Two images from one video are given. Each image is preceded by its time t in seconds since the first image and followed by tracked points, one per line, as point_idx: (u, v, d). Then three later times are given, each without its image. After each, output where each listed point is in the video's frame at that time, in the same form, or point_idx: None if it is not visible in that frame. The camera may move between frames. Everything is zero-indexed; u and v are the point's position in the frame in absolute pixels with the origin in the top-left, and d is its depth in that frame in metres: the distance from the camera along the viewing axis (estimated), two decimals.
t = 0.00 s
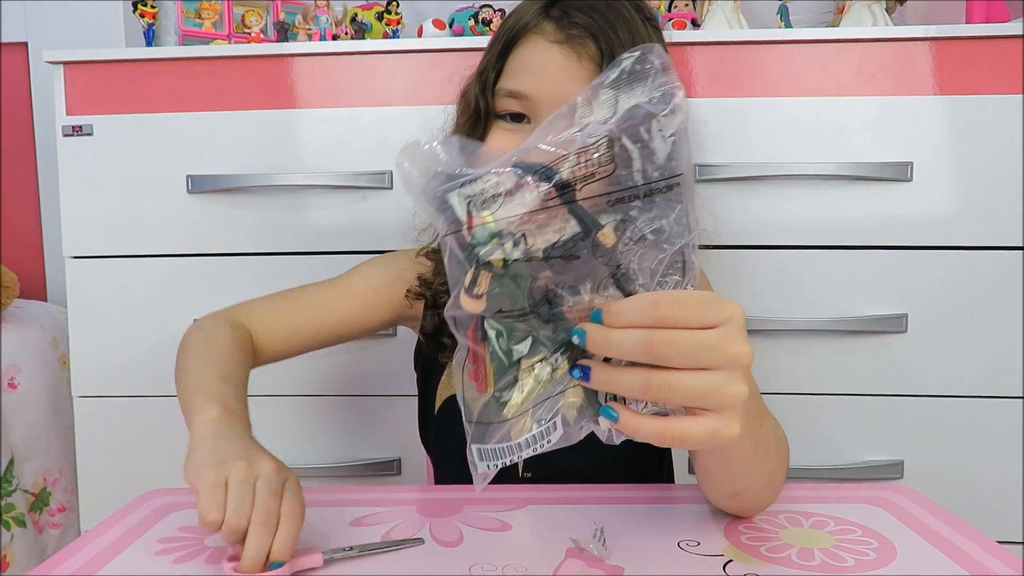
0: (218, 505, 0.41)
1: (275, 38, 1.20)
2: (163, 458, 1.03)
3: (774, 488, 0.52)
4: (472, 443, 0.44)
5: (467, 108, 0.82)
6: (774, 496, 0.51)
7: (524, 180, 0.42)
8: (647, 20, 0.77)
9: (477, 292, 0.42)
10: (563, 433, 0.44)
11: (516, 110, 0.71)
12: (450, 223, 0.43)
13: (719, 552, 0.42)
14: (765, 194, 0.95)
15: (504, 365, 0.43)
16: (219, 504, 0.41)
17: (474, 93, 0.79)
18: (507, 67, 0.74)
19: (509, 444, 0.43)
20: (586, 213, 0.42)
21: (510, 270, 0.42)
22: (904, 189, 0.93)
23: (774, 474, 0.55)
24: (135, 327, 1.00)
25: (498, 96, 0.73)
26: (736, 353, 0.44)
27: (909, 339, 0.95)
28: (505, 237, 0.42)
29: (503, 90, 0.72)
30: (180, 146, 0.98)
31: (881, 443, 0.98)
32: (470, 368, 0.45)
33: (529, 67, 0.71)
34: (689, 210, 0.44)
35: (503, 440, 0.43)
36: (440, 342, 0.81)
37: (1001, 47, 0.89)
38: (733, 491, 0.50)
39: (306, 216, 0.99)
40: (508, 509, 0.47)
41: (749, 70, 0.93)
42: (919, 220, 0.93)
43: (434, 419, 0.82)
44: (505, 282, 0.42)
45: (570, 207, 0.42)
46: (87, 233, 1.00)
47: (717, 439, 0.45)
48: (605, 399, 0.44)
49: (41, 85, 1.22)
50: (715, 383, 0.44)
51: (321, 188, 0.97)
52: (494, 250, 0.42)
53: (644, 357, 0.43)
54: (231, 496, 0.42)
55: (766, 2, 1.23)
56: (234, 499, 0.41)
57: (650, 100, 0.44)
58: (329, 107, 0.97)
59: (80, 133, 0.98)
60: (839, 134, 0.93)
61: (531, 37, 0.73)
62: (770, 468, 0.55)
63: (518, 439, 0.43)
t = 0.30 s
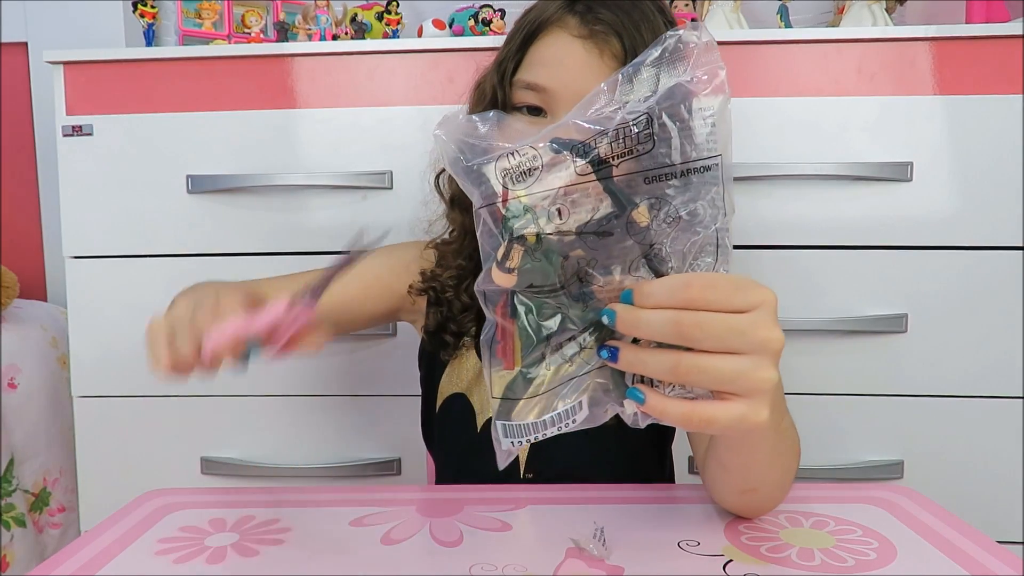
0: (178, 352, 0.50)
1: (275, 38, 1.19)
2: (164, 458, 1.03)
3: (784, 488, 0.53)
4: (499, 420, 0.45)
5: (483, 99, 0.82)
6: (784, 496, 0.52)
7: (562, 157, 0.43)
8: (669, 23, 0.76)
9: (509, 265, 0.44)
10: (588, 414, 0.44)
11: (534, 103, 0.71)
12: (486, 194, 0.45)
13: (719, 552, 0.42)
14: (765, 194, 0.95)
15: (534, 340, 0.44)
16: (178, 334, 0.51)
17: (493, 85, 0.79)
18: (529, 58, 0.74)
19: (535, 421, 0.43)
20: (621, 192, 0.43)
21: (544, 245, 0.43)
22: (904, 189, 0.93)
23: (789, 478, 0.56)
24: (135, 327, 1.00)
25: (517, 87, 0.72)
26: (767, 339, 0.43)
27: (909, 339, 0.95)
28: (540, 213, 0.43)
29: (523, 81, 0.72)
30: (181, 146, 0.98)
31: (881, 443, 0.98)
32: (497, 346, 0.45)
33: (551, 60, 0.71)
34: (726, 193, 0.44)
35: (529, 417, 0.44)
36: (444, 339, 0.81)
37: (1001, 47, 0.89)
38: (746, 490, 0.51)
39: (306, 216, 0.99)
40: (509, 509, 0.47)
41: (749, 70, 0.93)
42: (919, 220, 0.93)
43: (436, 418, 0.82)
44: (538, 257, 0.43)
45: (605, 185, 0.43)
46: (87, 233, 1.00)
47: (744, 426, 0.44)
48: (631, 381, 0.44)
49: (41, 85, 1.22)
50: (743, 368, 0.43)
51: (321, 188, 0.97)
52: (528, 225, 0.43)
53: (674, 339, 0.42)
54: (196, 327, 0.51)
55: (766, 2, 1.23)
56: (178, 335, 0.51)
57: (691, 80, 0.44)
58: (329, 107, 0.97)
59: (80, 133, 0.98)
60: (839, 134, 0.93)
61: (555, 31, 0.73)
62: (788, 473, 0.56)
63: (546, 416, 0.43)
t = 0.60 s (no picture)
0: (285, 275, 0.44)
1: (275, 38, 1.19)
2: (164, 458, 1.03)
3: (783, 483, 0.53)
4: (500, 411, 0.44)
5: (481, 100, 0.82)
6: (785, 494, 0.52)
7: (536, 159, 0.42)
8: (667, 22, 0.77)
9: (494, 263, 0.43)
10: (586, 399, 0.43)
11: (529, 104, 0.71)
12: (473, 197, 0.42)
13: (718, 552, 0.42)
14: (765, 194, 0.95)
15: (525, 334, 0.44)
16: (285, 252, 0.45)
17: (489, 86, 0.79)
18: (524, 59, 0.74)
19: (535, 409, 0.43)
20: (596, 185, 0.42)
21: (525, 243, 0.42)
22: (904, 189, 0.93)
23: (789, 471, 0.56)
24: (135, 326, 1.00)
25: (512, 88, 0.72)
26: (745, 309, 0.43)
27: (909, 339, 0.95)
28: (519, 213, 0.42)
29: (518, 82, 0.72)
30: (181, 146, 0.98)
31: (881, 443, 0.98)
32: (494, 341, 0.45)
33: (545, 60, 0.71)
34: (696, 174, 0.44)
35: (528, 407, 0.43)
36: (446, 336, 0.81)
37: (1001, 47, 0.89)
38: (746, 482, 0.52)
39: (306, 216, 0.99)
40: (509, 509, 0.47)
41: (750, 70, 0.93)
42: (919, 221, 0.93)
43: (435, 413, 0.82)
44: (520, 254, 0.43)
45: (579, 178, 0.42)
46: (87, 233, 1.00)
47: (731, 397, 0.43)
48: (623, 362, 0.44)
49: (41, 85, 1.22)
50: (724, 339, 0.43)
51: (322, 188, 0.97)
52: (509, 225, 0.42)
53: (654, 318, 0.42)
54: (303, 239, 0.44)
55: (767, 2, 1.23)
56: (280, 253, 0.45)
57: (656, 69, 0.43)
58: (329, 107, 0.97)
59: (80, 133, 0.98)
60: (839, 134, 0.93)
61: (549, 32, 0.73)
62: (788, 465, 0.56)
63: (547, 405, 0.43)
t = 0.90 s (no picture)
0: (298, 314, 0.45)
1: (275, 39, 1.19)
2: (164, 458, 1.03)
3: (788, 484, 0.53)
4: (509, 415, 0.45)
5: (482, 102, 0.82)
6: (789, 495, 0.52)
7: (537, 160, 0.42)
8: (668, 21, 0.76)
9: (499, 271, 0.43)
10: (592, 403, 0.43)
11: (530, 106, 0.72)
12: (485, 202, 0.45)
13: (719, 552, 0.42)
14: (765, 194, 0.95)
15: (533, 339, 0.44)
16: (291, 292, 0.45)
17: (490, 88, 0.79)
18: (525, 61, 0.74)
19: (541, 413, 0.43)
20: (598, 186, 0.42)
21: (529, 246, 0.43)
22: (904, 189, 0.93)
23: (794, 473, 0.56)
24: (135, 326, 1.00)
25: (514, 92, 0.74)
26: (746, 313, 0.43)
27: (909, 339, 0.95)
28: (523, 216, 0.42)
29: (520, 85, 0.72)
30: (181, 147, 0.98)
31: (881, 443, 0.98)
32: (500, 344, 0.45)
33: (546, 63, 0.71)
34: (697, 173, 0.44)
35: (535, 410, 0.43)
36: (445, 338, 0.82)
37: (1001, 47, 0.89)
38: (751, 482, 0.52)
39: (306, 216, 0.99)
40: (509, 509, 0.47)
41: (750, 70, 0.93)
42: (920, 220, 0.93)
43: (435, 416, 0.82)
44: (525, 258, 0.43)
45: (579, 178, 0.42)
46: (87, 233, 1.00)
47: (734, 400, 0.43)
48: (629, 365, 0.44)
49: (41, 85, 1.22)
50: (726, 344, 0.42)
51: (322, 188, 0.97)
52: (514, 231, 0.42)
53: (654, 324, 0.42)
54: (306, 274, 0.44)
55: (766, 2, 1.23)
56: (284, 294, 0.45)
57: (655, 68, 0.44)
58: (329, 107, 0.97)
59: (80, 133, 0.98)
60: (839, 134, 0.93)
61: (552, 33, 0.73)
62: (794, 466, 0.56)
63: (553, 409, 0.43)
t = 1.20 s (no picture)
0: (335, 330, 0.47)
1: (275, 39, 1.19)
2: (164, 458, 1.03)
3: (786, 483, 0.53)
4: (519, 434, 0.46)
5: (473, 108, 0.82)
6: (787, 495, 0.52)
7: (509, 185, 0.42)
8: (658, 19, 0.75)
9: (491, 296, 0.45)
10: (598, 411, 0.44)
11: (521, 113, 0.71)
12: (472, 228, 0.43)
13: (719, 552, 0.42)
14: (765, 194, 0.95)
15: (534, 355, 0.45)
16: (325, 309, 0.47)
17: (480, 94, 0.79)
18: (513, 67, 0.74)
19: (549, 431, 0.44)
20: (577, 201, 0.43)
21: (516, 268, 0.44)
22: (904, 189, 0.93)
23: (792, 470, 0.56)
24: (135, 326, 1.00)
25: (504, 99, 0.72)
26: (733, 305, 0.43)
27: (909, 339, 0.95)
28: (507, 241, 0.43)
29: (508, 91, 0.72)
30: (181, 147, 0.98)
31: (881, 443, 0.98)
32: (500, 369, 0.46)
33: (534, 69, 0.71)
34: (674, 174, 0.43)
35: (544, 427, 0.44)
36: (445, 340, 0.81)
37: (1002, 47, 0.89)
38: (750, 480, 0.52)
39: (306, 216, 0.99)
40: (509, 510, 0.47)
41: (749, 71, 0.93)
42: (920, 220, 0.93)
43: (435, 419, 0.81)
44: (514, 281, 0.44)
45: (557, 197, 0.42)
46: (87, 233, 1.00)
47: (731, 393, 0.43)
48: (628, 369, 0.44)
49: (41, 85, 1.22)
50: (717, 337, 0.43)
51: (322, 188, 0.97)
52: (503, 256, 0.44)
53: (645, 327, 0.42)
54: (334, 295, 0.46)
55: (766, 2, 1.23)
56: (316, 310, 0.47)
57: (623, 78, 0.43)
58: (329, 107, 0.96)
59: (80, 133, 0.98)
60: (839, 134, 0.93)
61: (538, 39, 0.72)
62: (792, 464, 0.56)
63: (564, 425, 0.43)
